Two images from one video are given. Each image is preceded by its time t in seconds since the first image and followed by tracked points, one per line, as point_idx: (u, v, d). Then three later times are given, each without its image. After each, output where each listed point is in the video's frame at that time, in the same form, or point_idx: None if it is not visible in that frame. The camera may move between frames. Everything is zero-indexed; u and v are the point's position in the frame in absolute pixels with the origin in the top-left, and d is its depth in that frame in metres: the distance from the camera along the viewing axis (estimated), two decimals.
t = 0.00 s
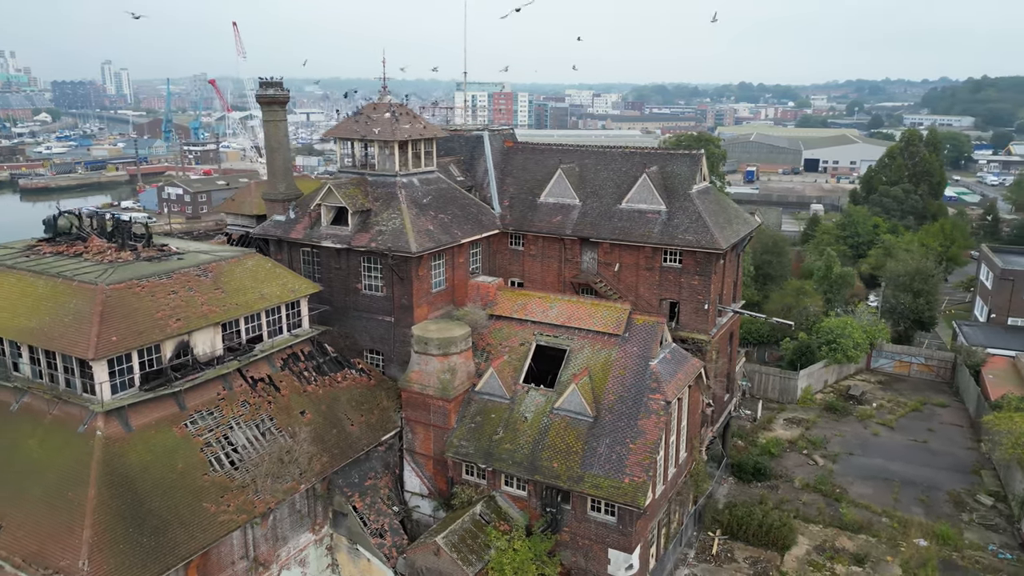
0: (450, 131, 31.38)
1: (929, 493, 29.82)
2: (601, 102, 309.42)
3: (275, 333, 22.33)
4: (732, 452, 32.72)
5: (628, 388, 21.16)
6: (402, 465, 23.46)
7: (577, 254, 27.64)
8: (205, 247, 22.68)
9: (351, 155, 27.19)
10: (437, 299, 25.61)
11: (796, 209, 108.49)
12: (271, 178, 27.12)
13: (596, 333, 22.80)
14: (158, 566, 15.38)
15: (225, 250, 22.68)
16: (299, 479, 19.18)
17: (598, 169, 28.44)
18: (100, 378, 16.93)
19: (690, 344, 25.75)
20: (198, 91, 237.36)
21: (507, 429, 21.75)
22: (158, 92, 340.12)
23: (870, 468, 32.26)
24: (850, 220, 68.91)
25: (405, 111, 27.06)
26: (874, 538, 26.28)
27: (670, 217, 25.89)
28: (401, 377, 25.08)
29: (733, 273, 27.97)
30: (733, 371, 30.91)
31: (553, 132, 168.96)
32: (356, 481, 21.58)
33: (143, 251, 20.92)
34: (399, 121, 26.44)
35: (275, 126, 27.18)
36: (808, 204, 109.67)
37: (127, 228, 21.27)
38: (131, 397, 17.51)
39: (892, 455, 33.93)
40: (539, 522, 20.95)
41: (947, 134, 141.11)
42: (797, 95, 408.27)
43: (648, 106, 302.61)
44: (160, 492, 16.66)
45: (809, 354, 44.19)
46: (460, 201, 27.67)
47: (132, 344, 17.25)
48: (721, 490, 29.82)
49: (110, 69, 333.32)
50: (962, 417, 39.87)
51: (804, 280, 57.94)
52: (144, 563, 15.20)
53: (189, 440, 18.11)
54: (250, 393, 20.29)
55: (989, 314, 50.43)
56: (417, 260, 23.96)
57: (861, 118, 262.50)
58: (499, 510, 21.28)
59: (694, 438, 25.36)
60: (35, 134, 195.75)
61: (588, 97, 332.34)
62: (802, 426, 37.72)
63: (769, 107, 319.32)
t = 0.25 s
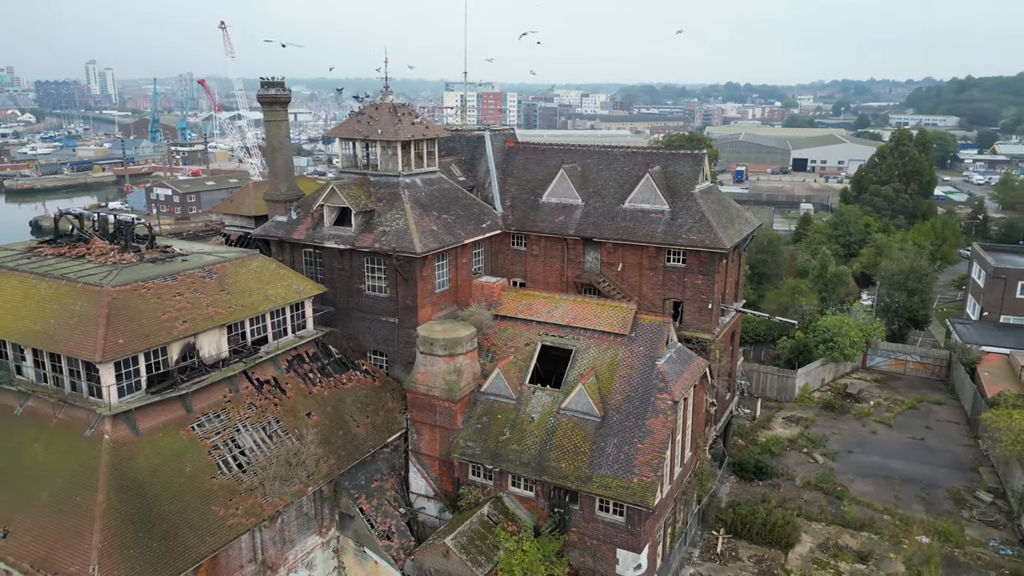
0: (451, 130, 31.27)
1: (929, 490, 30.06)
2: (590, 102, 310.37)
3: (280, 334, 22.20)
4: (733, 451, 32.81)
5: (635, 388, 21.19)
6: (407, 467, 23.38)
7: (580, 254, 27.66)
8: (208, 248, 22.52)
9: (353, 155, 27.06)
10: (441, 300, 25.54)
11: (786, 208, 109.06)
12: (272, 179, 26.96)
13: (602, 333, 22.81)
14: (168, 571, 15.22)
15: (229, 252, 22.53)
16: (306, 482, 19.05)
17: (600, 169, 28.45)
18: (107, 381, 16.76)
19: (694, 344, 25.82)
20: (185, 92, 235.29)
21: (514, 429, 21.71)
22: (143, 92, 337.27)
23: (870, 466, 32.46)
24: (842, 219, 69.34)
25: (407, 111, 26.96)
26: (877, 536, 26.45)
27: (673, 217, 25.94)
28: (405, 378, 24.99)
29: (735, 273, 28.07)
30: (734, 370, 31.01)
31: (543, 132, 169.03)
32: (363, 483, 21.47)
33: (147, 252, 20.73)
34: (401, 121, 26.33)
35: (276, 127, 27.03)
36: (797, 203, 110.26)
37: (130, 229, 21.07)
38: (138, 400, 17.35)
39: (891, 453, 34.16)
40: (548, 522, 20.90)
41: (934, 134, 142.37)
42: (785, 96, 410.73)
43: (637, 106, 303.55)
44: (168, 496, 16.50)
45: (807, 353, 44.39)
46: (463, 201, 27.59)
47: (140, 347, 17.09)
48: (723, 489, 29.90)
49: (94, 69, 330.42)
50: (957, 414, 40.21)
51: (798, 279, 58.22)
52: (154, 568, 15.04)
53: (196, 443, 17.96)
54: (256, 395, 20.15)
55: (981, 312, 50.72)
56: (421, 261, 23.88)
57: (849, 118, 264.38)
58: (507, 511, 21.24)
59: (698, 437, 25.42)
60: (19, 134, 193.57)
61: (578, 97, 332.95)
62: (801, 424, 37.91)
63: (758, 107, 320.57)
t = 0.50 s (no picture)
0: (452, 130, 31.18)
1: (930, 488, 30.22)
2: (581, 102, 310.55)
3: (285, 335, 22.09)
4: (734, 450, 32.88)
5: (642, 387, 21.20)
6: (412, 467, 23.32)
7: (583, 254, 27.66)
8: (212, 249, 22.38)
9: (355, 155, 26.95)
10: (445, 300, 25.47)
11: (778, 208, 109.45)
12: (274, 179, 26.81)
13: (608, 332, 22.81)
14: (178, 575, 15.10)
15: (233, 252, 22.41)
16: (314, 483, 18.94)
17: (602, 168, 28.45)
18: (114, 383, 16.63)
19: (698, 343, 25.89)
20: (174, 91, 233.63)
21: (521, 429, 21.67)
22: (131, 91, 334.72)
23: (871, 464, 32.61)
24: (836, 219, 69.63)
25: (410, 111, 26.85)
26: (879, 533, 26.58)
27: (676, 216, 25.98)
28: (409, 378, 24.91)
29: (737, 272, 28.14)
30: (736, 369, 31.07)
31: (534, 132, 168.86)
32: (369, 485, 21.37)
33: (151, 253, 20.58)
34: (404, 121, 26.23)
35: (279, 126, 26.93)
36: (789, 203, 110.63)
37: (134, 230, 20.90)
38: (144, 402, 17.22)
39: (890, 451, 34.33)
40: (555, 522, 20.87)
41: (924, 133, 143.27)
42: (775, 95, 412.53)
43: (628, 106, 304.03)
44: (177, 498, 16.38)
45: (805, 351, 44.56)
46: (465, 201, 27.52)
47: (147, 349, 16.97)
48: (726, 488, 29.97)
49: (81, 69, 327.73)
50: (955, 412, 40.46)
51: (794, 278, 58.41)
52: (164, 572, 14.91)
53: (204, 445, 17.84)
54: (262, 397, 20.03)
55: (975, 310, 50.95)
56: (426, 261, 23.82)
57: (834, 118, 265.62)
58: (514, 511, 21.21)
59: (702, 436, 25.46)
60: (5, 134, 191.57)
61: (569, 97, 333.09)
62: (801, 423, 38.04)
63: (748, 106, 321.76)
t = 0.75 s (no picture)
0: (454, 130, 31.11)
1: (931, 486, 30.39)
2: (573, 102, 310.86)
3: (290, 337, 21.99)
4: (736, 449, 32.95)
5: (649, 387, 21.23)
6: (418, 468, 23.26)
7: (587, 254, 27.68)
8: (217, 250, 22.29)
9: (359, 155, 26.87)
10: (449, 300, 25.43)
11: (771, 208, 109.84)
12: (277, 179, 26.64)
13: (614, 332, 22.82)
14: None
15: (238, 253, 22.32)
16: (322, 485, 18.84)
17: (605, 168, 28.47)
18: (122, 386, 16.53)
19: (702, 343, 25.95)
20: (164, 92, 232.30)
21: (528, 430, 21.65)
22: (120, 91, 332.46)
23: (872, 462, 32.76)
24: (831, 218, 69.93)
25: (413, 110, 26.79)
26: (882, 531, 26.70)
27: (680, 216, 26.03)
28: (414, 379, 24.85)
29: (740, 271, 28.21)
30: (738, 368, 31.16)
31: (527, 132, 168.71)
32: (376, 486, 21.28)
33: (156, 254, 20.46)
34: (407, 121, 26.17)
35: (282, 126, 26.90)
36: (782, 202, 110.99)
37: (138, 231, 20.76)
38: (152, 404, 17.11)
39: (890, 449, 34.50)
40: (563, 523, 20.85)
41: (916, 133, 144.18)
42: (766, 96, 414.24)
43: (619, 106, 304.53)
44: (186, 501, 16.26)
45: (803, 350, 44.73)
46: (469, 201, 27.48)
47: (156, 350, 16.87)
48: (729, 487, 30.03)
49: (70, 69, 325.38)
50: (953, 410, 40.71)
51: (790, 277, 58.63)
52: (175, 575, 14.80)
53: (212, 447, 17.73)
54: (268, 398, 19.93)
55: (970, 308, 51.24)
56: (431, 262, 23.76)
57: (825, 118, 266.90)
58: (521, 512, 21.19)
59: (707, 435, 25.50)
60: None
61: (560, 97, 333.24)
62: (801, 421, 38.17)
63: (739, 106, 323.09)
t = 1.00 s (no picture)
0: (455, 130, 31.03)
1: (930, 483, 30.59)
2: (563, 102, 311.22)
3: (295, 337, 21.89)
4: (737, 448, 33.04)
5: (655, 386, 21.26)
6: (422, 469, 23.20)
7: (589, 253, 27.69)
8: (220, 251, 22.15)
9: (360, 155, 26.78)
10: (453, 300, 25.37)
11: (762, 207, 110.29)
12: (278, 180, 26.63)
13: (619, 332, 22.84)
14: None
15: (242, 254, 22.21)
16: (329, 487, 18.74)
17: (607, 168, 28.49)
18: (129, 388, 16.40)
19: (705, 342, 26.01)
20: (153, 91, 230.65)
21: (533, 430, 21.62)
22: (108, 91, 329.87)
23: (871, 460, 32.95)
24: (824, 217, 70.27)
25: (415, 110, 26.71)
26: (884, 529, 26.85)
27: (683, 215, 26.09)
28: (417, 379, 24.78)
29: (742, 270, 28.29)
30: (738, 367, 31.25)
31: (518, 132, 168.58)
32: (382, 487, 21.20)
33: (159, 255, 20.31)
34: (410, 120, 26.10)
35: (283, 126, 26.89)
36: (773, 202, 111.45)
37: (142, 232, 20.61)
38: (159, 406, 16.98)
39: (889, 447, 34.71)
40: (569, 523, 20.83)
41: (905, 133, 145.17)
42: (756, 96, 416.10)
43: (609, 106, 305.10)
44: (194, 503, 16.15)
45: (801, 349, 44.92)
46: (471, 201, 27.42)
47: (163, 352, 16.74)
48: (730, 486, 30.12)
49: (57, 68, 322.57)
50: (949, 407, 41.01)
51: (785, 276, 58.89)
52: None
53: (219, 449, 17.61)
54: (274, 400, 19.81)
55: (964, 307, 51.57)
56: (435, 262, 23.71)
57: (814, 118, 268.51)
58: (527, 512, 21.18)
59: (710, 434, 25.55)
60: None
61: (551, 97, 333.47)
62: (800, 420, 38.34)
63: (728, 106, 324.58)
